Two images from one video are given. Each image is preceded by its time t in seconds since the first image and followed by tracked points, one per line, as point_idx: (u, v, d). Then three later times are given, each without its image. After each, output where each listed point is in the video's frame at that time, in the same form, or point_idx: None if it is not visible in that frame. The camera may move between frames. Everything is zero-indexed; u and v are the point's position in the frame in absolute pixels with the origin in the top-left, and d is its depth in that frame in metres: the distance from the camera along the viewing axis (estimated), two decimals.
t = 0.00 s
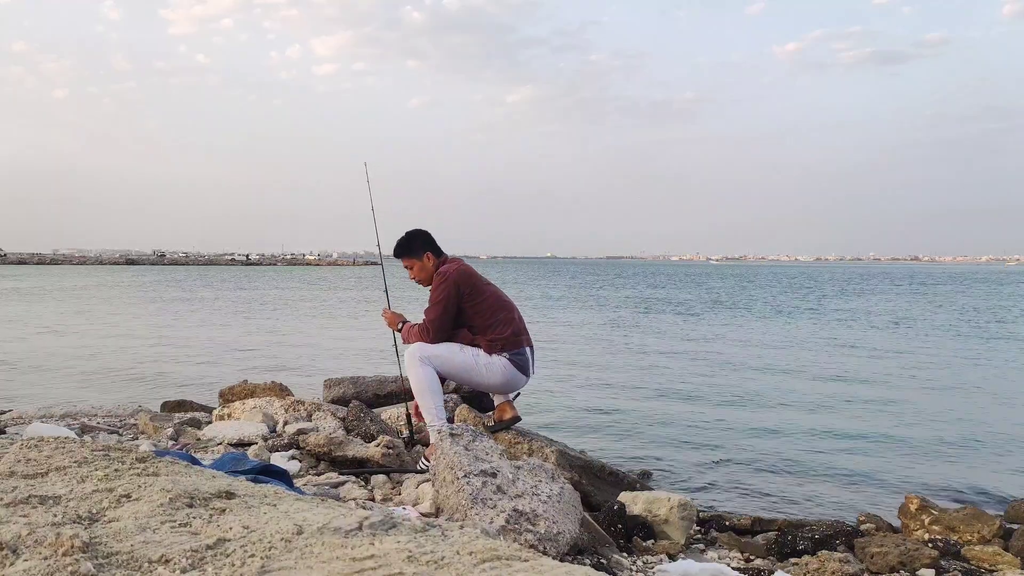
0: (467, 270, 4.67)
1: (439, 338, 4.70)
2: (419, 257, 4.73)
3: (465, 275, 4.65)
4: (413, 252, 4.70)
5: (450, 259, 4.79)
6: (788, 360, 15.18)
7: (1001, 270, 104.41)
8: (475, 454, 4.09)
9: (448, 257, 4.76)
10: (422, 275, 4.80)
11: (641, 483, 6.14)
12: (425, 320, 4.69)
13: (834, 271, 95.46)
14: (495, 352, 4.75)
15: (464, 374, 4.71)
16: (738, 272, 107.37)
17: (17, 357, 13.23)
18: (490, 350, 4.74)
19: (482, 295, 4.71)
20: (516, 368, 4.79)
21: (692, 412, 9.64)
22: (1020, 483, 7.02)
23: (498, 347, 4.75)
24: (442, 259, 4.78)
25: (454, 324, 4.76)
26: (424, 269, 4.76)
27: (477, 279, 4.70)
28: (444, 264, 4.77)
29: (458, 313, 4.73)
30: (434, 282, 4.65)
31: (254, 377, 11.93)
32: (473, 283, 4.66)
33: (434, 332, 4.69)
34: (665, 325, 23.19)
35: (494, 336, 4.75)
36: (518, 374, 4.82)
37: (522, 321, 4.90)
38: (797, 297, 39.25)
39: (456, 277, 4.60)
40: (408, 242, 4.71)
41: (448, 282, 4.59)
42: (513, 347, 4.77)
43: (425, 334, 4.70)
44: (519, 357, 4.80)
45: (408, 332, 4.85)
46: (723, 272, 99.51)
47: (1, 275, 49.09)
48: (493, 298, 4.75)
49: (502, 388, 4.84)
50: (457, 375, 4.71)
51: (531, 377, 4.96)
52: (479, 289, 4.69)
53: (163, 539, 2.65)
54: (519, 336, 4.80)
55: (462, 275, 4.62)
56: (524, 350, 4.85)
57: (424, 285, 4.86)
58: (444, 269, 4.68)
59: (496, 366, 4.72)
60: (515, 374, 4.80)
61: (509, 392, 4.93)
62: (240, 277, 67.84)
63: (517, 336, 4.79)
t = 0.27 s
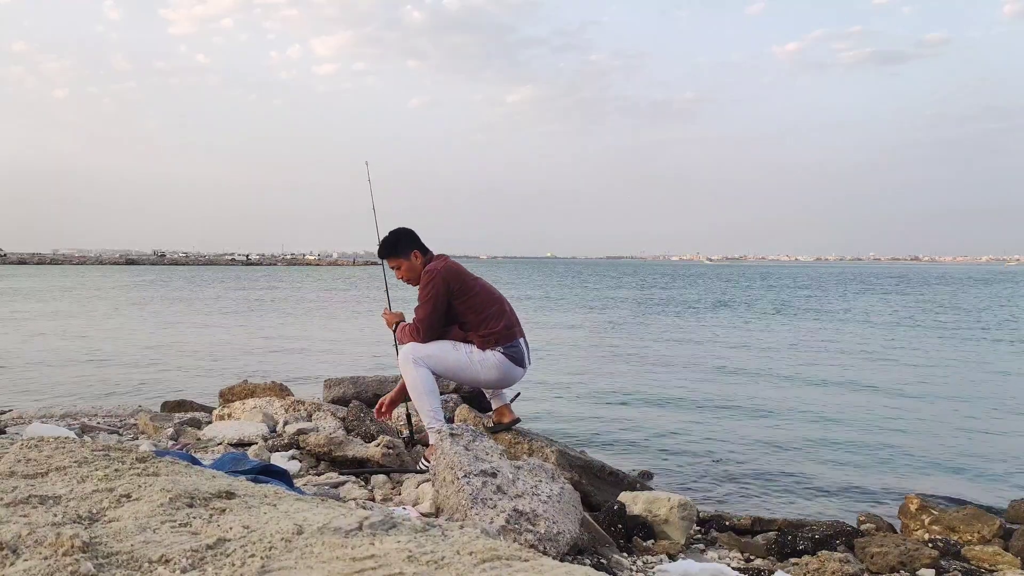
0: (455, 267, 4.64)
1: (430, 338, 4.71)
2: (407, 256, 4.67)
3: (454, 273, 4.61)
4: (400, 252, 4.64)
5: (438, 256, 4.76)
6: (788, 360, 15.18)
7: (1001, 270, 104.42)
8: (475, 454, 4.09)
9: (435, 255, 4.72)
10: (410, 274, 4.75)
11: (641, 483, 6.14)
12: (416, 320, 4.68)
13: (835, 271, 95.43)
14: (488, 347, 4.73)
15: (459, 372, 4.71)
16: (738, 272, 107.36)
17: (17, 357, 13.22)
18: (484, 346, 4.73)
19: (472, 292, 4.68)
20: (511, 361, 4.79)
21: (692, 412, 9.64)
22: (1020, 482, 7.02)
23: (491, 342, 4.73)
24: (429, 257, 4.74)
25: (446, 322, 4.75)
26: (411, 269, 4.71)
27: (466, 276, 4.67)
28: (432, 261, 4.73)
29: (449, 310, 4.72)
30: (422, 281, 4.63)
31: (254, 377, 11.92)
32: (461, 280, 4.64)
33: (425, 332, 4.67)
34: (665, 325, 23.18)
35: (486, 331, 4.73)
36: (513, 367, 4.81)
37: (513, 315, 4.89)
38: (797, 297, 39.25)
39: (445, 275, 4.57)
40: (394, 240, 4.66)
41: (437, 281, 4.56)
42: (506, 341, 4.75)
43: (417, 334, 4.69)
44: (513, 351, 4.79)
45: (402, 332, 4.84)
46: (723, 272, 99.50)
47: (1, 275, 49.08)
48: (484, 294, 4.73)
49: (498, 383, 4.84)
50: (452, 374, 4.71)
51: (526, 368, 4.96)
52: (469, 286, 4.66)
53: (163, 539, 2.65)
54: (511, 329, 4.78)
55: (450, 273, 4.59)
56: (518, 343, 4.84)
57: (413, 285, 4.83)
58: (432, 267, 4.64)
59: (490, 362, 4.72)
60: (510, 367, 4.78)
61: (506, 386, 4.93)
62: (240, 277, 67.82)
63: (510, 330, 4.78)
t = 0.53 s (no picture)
0: (444, 265, 4.60)
1: (424, 337, 4.69)
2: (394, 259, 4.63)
3: (443, 271, 4.58)
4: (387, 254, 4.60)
5: (426, 255, 4.72)
6: (788, 360, 15.18)
7: (1001, 271, 104.45)
8: (475, 454, 4.09)
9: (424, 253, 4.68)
10: (400, 274, 4.71)
11: (641, 483, 6.14)
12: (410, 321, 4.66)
13: (835, 271, 95.44)
14: (483, 343, 4.70)
15: (455, 370, 4.70)
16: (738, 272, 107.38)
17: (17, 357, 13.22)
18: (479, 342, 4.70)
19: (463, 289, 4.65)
20: (507, 355, 4.76)
21: (692, 412, 9.64)
22: (1020, 482, 7.02)
23: (486, 338, 4.70)
24: (417, 257, 4.70)
25: (439, 320, 4.73)
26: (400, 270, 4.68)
27: (456, 273, 4.63)
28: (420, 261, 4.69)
29: (442, 308, 4.69)
30: (411, 282, 4.61)
31: (254, 377, 11.92)
32: (452, 277, 4.61)
33: (420, 331, 4.66)
34: (665, 325, 23.19)
35: (480, 326, 4.70)
36: (510, 360, 4.79)
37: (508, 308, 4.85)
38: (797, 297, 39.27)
39: (435, 275, 4.55)
40: (380, 243, 4.60)
41: (427, 281, 4.53)
42: (501, 335, 4.72)
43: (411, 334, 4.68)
44: (509, 345, 4.76)
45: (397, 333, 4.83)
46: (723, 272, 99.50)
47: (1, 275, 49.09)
48: (475, 289, 4.69)
49: (496, 377, 4.82)
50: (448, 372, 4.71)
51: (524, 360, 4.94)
52: (459, 283, 4.63)
53: (164, 538, 2.65)
54: (506, 323, 4.75)
55: (437, 273, 4.56)
56: (513, 336, 4.81)
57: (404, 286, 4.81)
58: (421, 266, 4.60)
59: (486, 357, 4.69)
60: (507, 361, 4.76)
61: (504, 379, 4.91)
62: (240, 277, 67.81)
63: (504, 324, 4.75)
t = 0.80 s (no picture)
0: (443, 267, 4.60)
1: (422, 338, 4.69)
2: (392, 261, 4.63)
3: (442, 273, 4.58)
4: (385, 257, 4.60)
5: (424, 257, 4.71)
6: (788, 360, 15.17)
7: (1001, 271, 104.42)
8: (475, 454, 4.09)
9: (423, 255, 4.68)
10: (399, 276, 4.71)
11: (641, 483, 6.14)
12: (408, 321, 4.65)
13: (835, 271, 95.43)
14: (482, 344, 4.69)
15: (453, 371, 4.70)
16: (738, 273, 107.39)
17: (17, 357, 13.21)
18: (477, 344, 4.69)
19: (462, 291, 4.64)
20: (506, 357, 4.74)
21: (692, 412, 9.63)
22: (1020, 483, 7.02)
23: (485, 339, 4.69)
24: (415, 259, 4.69)
25: (438, 322, 4.73)
26: (398, 273, 4.68)
27: (455, 275, 4.63)
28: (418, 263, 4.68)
29: (441, 310, 4.68)
30: (409, 283, 4.61)
31: (253, 377, 11.90)
32: (450, 279, 4.60)
33: (418, 332, 4.66)
34: (665, 325, 23.17)
35: (480, 328, 4.69)
36: (509, 363, 4.77)
37: (507, 309, 4.83)
38: (796, 297, 39.28)
39: (434, 276, 4.55)
40: (378, 245, 4.61)
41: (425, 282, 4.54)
42: (500, 337, 4.71)
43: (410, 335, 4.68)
44: (507, 347, 4.74)
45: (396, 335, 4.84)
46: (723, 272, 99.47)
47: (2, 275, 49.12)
48: (474, 291, 4.68)
49: (495, 380, 4.81)
50: (447, 373, 4.72)
51: (524, 363, 4.92)
52: (458, 284, 4.63)
53: (164, 539, 2.64)
54: (505, 326, 4.74)
55: (435, 275, 4.55)
56: (512, 337, 4.79)
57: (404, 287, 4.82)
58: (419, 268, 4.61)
59: (485, 360, 4.68)
60: (505, 362, 4.74)
61: (503, 382, 4.90)
62: (240, 277, 67.78)
63: (504, 326, 4.73)
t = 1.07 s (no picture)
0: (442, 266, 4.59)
1: (422, 338, 4.68)
2: (391, 262, 4.62)
3: (441, 272, 4.57)
4: (383, 258, 4.59)
5: (422, 257, 4.70)
6: (789, 360, 15.17)
7: (1001, 271, 104.43)
8: (475, 454, 4.09)
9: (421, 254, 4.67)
10: (397, 277, 4.69)
11: (641, 483, 6.14)
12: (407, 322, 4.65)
13: (835, 271, 95.43)
14: (483, 342, 4.69)
15: (453, 369, 4.71)
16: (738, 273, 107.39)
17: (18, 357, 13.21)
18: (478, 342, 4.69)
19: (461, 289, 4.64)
20: (506, 354, 4.75)
21: (692, 412, 9.63)
22: (1020, 482, 7.02)
23: (485, 337, 4.69)
24: (413, 258, 4.69)
25: (438, 321, 4.72)
26: (396, 273, 4.67)
27: (453, 274, 4.62)
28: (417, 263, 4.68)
29: (440, 309, 4.67)
30: (408, 284, 4.60)
31: (253, 377, 11.90)
32: (450, 279, 4.60)
33: (418, 332, 4.65)
34: (666, 325, 23.18)
35: (480, 326, 4.69)
36: (510, 360, 4.78)
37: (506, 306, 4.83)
38: (797, 297, 39.30)
39: (433, 276, 4.54)
40: (375, 247, 4.59)
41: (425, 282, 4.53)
42: (500, 334, 4.71)
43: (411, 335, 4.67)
44: (508, 344, 4.75)
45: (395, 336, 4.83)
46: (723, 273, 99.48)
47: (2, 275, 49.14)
48: (473, 289, 4.68)
49: (496, 377, 4.81)
50: (447, 372, 4.72)
51: (524, 359, 4.93)
52: (457, 284, 4.63)
53: (164, 538, 2.65)
54: (505, 323, 4.74)
55: (433, 274, 4.55)
56: (512, 334, 4.79)
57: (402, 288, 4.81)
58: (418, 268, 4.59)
59: (486, 357, 4.68)
60: (506, 360, 4.74)
61: (504, 379, 4.90)
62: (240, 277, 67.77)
63: (504, 323, 4.73)
